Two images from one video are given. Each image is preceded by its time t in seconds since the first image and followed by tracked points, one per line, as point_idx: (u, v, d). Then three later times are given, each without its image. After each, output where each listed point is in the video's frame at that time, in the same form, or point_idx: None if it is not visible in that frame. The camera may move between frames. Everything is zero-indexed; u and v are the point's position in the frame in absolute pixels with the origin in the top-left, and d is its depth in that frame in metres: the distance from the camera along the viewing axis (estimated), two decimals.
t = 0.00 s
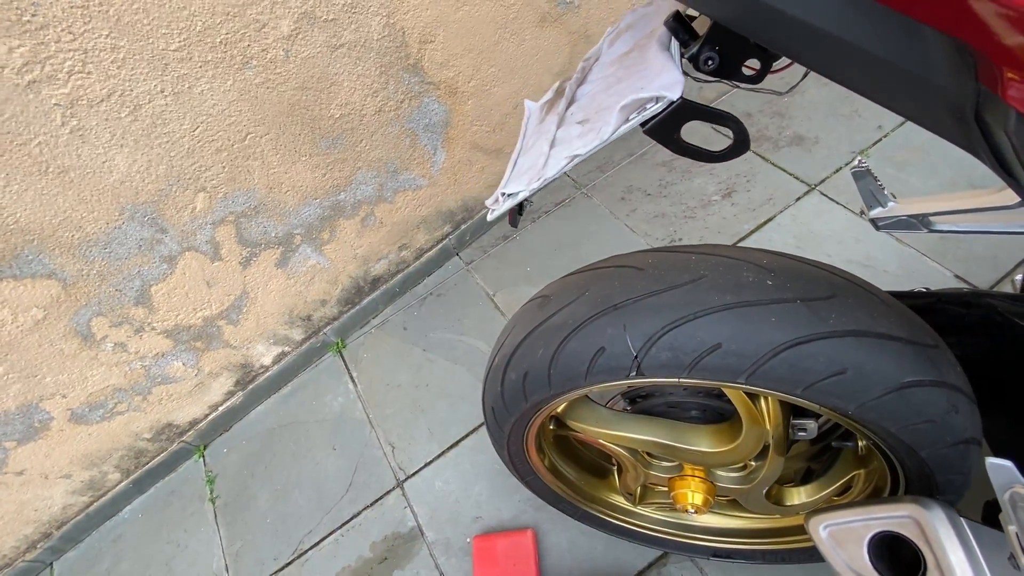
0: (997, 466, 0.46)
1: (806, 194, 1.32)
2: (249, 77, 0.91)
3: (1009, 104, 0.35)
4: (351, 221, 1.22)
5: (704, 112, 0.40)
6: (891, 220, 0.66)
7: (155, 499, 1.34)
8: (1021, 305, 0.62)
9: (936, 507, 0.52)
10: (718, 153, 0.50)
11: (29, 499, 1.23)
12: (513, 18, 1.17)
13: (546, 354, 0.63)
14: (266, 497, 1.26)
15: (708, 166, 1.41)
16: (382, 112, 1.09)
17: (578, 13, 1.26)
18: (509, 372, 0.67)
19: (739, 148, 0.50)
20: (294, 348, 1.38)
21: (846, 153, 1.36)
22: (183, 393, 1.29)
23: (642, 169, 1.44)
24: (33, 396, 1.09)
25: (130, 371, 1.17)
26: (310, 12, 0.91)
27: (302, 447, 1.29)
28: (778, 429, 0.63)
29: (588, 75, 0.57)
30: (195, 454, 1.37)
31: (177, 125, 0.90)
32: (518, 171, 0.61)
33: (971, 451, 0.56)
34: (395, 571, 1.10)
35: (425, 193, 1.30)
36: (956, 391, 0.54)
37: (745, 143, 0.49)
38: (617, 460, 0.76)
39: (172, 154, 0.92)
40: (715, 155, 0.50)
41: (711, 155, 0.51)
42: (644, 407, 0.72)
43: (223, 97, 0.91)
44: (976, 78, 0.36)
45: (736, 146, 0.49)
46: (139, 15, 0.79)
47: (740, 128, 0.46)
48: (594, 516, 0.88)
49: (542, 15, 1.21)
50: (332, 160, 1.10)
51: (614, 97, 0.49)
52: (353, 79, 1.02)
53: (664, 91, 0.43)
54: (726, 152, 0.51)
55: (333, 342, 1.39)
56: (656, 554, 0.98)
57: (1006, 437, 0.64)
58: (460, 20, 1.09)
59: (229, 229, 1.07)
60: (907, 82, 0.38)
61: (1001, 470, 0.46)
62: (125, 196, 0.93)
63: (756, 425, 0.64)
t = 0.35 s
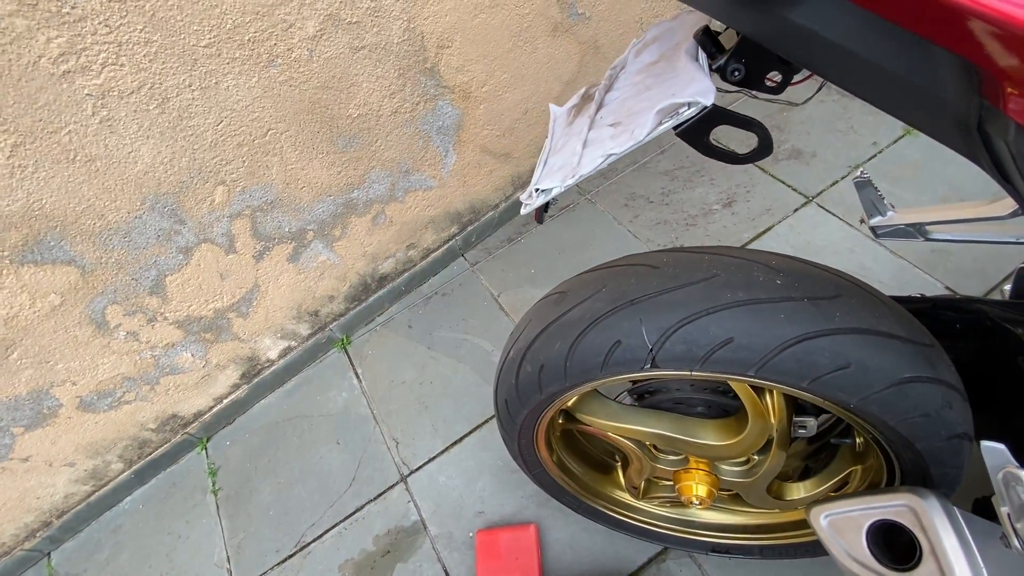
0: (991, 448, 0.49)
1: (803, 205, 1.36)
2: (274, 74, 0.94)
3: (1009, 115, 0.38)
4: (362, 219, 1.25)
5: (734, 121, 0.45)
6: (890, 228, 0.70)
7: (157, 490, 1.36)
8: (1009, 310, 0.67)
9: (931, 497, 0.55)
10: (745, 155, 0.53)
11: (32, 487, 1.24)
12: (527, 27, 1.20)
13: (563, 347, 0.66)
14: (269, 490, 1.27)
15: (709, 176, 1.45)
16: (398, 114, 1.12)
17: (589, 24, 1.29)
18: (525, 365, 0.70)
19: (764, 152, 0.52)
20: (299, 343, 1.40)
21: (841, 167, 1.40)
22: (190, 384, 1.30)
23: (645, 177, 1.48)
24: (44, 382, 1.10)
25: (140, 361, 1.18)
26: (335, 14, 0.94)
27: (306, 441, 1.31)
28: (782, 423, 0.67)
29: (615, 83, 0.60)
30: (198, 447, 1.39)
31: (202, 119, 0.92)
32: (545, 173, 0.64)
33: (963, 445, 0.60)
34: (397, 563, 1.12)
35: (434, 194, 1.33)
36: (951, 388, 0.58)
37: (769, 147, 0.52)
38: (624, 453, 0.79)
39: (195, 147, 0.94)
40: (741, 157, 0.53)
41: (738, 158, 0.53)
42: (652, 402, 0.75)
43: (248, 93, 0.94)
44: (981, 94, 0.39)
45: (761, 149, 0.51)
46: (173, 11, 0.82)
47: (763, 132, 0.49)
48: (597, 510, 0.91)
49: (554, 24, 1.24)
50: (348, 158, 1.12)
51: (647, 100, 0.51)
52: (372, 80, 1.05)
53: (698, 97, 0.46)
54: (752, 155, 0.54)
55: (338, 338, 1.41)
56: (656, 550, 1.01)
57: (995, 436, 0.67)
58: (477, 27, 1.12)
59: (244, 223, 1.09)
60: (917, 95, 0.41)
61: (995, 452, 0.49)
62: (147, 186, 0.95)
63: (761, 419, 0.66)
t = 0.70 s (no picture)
0: (983, 426, 0.49)
1: (796, 215, 1.39)
2: (289, 69, 0.96)
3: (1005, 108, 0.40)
4: (367, 216, 1.27)
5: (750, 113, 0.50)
6: (884, 231, 0.71)
7: (150, 482, 1.35)
8: (996, 310, 0.69)
9: (923, 482, 0.58)
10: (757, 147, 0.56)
11: (24, 476, 1.24)
12: (534, 34, 1.23)
13: (572, 336, 0.67)
14: (265, 484, 1.28)
15: (706, 185, 1.48)
16: (407, 113, 1.15)
17: (593, 34, 1.33)
18: (533, 354, 0.72)
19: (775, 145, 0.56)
20: (299, 338, 1.41)
21: (833, 179, 1.43)
22: (188, 376, 1.31)
23: (643, 185, 1.51)
24: (45, 368, 1.10)
25: (141, 350, 1.19)
26: (351, 13, 0.97)
27: (303, 436, 1.32)
28: (781, 415, 0.69)
29: (632, 81, 0.63)
30: (193, 440, 1.39)
31: (217, 110, 0.94)
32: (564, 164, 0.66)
33: (953, 436, 0.63)
34: (394, 558, 1.12)
35: (438, 194, 1.35)
36: (943, 379, 0.60)
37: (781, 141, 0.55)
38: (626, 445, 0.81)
39: (208, 138, 0.96)
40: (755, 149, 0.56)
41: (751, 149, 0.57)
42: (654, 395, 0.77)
43: (263, 87, 0.96)
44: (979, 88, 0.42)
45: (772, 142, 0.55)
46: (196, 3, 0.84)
47: (776, 126, 0.51)
48: (596, 505, 0.93)
49: (560, 32, 1.27)
50: (356, 155, 1.14)
51: (667, 95, 0.54)
52: (384, 79, 1.07)
53: (720, 89, 0.49)
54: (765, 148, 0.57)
55: (338, 335, 1.42)
56: (651, 546, 1.02)
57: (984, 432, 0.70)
58: (486, 32, 1.15)
59: (252, 215, 1.10)
60: (919, 91, 0.44)
61: (986, 430, 0.49)
62: (160, 174, 0.96)
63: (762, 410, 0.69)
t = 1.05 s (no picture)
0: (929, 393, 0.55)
1: (775, 226, 1.46)
2: (302, 75, 1.02)
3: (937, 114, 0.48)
4: (367, 217, 1.32)
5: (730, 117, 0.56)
6: (851, 235, 0.77)
7: (145, 475, 1.38)
8: (952, 308, 0.76)
9: (884, 458, 0.64)
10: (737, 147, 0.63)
11: (21, 465, 1.26)
12: (531, 50, 1.30)
13: (567, 323, 0.73)
14: (260, 477, 1.31)
15: (690, 197, 1.55)
16: (409, 119, 1.21)
17: (586, 51, 1.40)
18: (530, 341, 0.77)
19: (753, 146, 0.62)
20: (296, 335, 1.45)
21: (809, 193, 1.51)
22: (188, 369, 1.34)
23: (631, 195, 1.59)
24: (51, 356, 1.13)
25: (144, 341, 1.23)
26: (362, 24, 1.03)
27: (299, 430, 1.36)
28: (757, 399, 0.75)
29: (625, 91, 0.69)
30: (188, 434, 1.42)
31: (233, 110, 1.00)
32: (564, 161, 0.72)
33: (910, 417, 0.69)
34: (388, 547, 1.16)
35: (436, 198, 1.41)
36: (901, 364, 0.67)
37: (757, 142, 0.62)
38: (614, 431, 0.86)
39: (223, 136, 1.01)
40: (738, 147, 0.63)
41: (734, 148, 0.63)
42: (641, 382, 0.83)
43: (277, 90, 1.02)
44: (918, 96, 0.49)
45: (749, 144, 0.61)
46: (219, 10, 0.90)
47: (754, 130, 0.58)
48: (583, 492, 0.97)
49: (555, 48, 1.34)
50: (360, 157, 1.20)
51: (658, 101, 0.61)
52: (389, 86, 1.13)
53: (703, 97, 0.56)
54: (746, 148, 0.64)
55: (334, 333, 1.47)
56: (637, 535, 1.07)
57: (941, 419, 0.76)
58: (486, 46, 1.22)
59: (259, 212, 1.15)
60: (870, 100, 0.52)
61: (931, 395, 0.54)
62: (175, 170, 1.01)
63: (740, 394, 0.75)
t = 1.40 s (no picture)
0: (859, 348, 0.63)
1: (748, 237, 1.58)
2: (317, 85, 1.12)
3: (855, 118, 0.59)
4: (369, 220, 1.41)
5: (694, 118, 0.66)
6: (808, 232, 0.88)
7: (144, 467, 1.42)
8: (893, 296, 0.87)
9: (835, 420, 0.74)
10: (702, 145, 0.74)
11: (23, 454, 1.29)
12: (524, 71, 1.41)
13: (558, 307, 0.82)
14: (258, 468, 1.37)
15: (669, 211, 1.66)
16: (412, 130, 1.30)
17: (575, 74, 1.52)
18: (524, 324, 0.86)
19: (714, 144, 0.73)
20: (296, 333, 1.51)
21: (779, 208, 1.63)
22: (192, 363, 1.40)
23: (615, 208, 1.69)
24: (64, 343, 1.19)
25: (153, 333, 1.29)
26: (373, 42, 1.13)
27: (297, 423, 1.42)
28: (727, 374, 0.84)
29: (610, 101, 0.78)
30: (187, 428, 1.47)
31: (253, 116, 1.09)
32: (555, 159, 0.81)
33: (859, 387, 0.79)
34: (384, 531, 1.22)
35: (433, 205, 1.50)
36: (848, 339, 0.77)
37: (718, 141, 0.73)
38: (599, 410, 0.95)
39: (241, 139, 1.10)
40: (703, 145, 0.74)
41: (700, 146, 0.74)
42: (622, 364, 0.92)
43: (293, 98, 1.11)
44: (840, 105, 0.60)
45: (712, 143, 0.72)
46: (246, 25, 1.00)
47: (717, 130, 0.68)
48: (573, 475, 1.05)
49: (546, 70, 1.45)
50: (365, 164, 1.29)
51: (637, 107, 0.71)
52: (394, 99, 1.23)
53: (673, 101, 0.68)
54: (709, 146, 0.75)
55: (332, 333, 1.54)
56: (620, 517, 1.15)
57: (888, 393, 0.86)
58: (483, 65, 1.32)
59: (269, 212, 1.23)
60: (803, 107, 0.62)
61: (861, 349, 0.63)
62: (196, 168, 1.09)
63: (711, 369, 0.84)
